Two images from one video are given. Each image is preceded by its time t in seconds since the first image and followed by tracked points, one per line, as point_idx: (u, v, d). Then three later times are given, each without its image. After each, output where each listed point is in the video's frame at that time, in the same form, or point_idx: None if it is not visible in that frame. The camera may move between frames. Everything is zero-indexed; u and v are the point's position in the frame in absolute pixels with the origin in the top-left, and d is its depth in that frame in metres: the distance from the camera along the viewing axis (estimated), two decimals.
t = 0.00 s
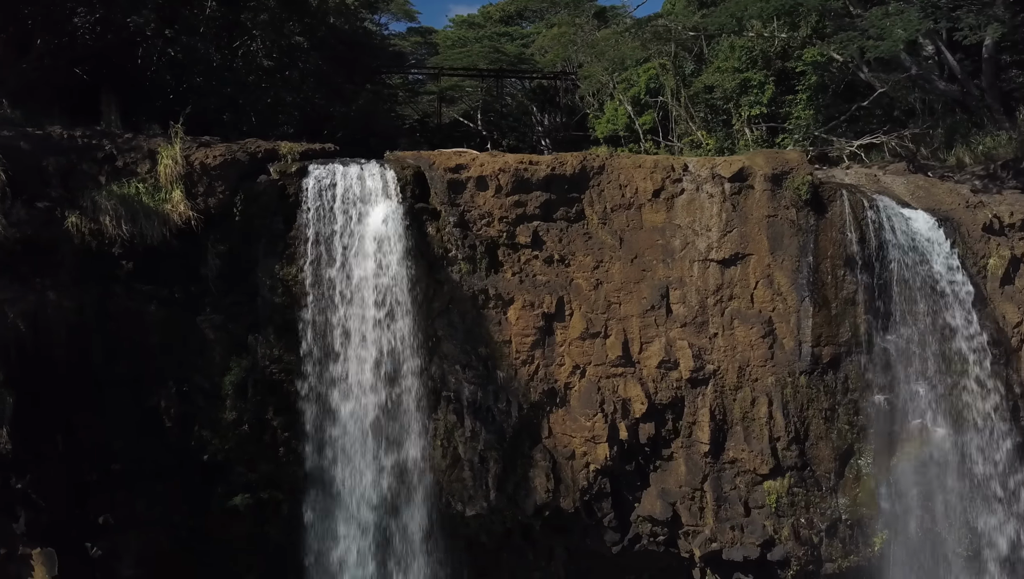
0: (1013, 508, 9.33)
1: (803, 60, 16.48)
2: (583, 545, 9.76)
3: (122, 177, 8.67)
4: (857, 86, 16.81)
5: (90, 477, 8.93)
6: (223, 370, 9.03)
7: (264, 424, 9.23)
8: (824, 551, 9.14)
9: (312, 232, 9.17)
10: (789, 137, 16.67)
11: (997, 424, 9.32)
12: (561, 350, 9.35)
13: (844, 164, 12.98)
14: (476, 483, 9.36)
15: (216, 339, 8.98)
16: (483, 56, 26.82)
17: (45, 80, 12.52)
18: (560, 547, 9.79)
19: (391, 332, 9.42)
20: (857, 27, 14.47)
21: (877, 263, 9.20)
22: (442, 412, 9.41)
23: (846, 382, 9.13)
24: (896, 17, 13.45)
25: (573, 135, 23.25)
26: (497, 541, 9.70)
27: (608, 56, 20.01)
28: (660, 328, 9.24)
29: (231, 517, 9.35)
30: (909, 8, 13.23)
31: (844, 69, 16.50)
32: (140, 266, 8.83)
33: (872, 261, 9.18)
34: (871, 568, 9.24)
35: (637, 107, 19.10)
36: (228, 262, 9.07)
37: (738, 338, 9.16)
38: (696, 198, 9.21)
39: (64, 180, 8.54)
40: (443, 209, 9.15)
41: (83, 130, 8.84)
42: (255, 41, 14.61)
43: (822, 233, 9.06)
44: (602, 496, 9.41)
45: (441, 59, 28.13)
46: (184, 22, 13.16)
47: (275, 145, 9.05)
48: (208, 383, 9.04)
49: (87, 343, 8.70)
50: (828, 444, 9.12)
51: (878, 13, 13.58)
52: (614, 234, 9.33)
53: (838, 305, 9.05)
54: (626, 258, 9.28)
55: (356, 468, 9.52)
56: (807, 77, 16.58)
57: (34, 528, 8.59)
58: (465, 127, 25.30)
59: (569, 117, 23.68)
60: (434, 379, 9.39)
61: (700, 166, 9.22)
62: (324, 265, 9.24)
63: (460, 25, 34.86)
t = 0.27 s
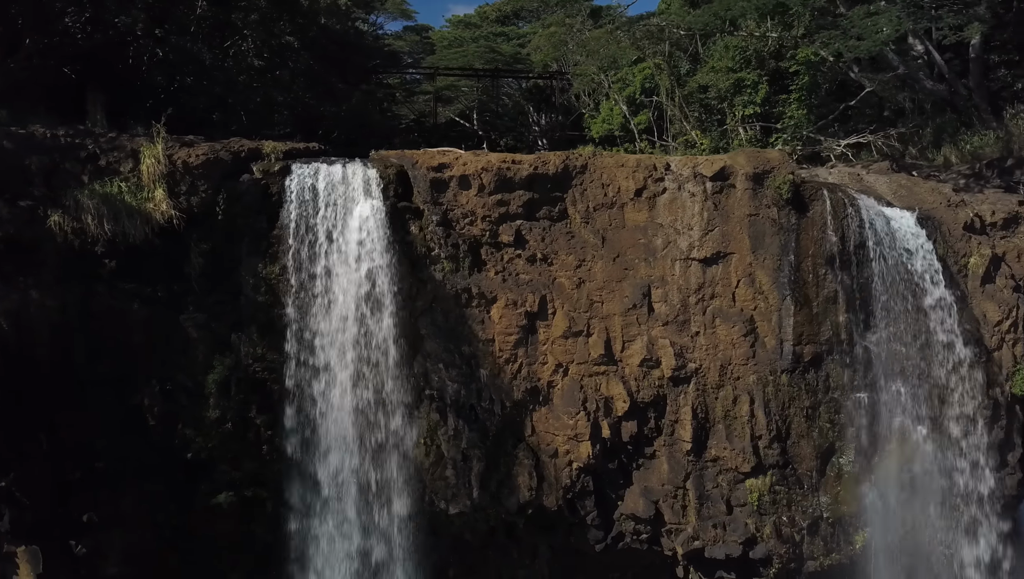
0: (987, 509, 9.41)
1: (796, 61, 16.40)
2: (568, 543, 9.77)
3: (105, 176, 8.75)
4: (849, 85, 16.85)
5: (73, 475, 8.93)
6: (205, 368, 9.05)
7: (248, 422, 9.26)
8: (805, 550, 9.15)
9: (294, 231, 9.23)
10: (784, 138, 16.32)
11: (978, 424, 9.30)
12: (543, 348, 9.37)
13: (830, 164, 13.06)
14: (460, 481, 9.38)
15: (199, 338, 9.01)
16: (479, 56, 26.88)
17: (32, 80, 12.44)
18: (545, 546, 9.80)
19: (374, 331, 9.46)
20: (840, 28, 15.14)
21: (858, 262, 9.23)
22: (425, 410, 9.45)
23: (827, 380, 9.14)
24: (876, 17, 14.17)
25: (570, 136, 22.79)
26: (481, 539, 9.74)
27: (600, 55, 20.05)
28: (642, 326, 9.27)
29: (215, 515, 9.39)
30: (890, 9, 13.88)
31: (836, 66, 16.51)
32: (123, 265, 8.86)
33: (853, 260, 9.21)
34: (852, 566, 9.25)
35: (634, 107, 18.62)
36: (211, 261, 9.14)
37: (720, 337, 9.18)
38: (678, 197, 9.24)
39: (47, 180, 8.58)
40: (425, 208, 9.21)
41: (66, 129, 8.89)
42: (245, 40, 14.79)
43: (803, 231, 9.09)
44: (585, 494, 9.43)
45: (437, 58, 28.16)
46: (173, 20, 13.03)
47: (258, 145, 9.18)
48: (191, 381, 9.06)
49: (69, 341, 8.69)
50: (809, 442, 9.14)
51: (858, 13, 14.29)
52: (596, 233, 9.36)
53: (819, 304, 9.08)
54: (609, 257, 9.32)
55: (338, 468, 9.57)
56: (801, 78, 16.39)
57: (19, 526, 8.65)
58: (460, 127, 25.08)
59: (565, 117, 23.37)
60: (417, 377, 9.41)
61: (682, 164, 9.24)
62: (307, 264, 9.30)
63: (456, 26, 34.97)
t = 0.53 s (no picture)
0: (966, 510, 9.38)
1: (790, 60, 16.43)
2: (550, 540, 9.80)
3: (86, 174, 8.85)
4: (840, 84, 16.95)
5: (55, 472, 8.99)
6: (187, 365, 9.09)
7: (230, 419, 9.29)
8: (786, 547, 9.12)
9: (275, 229, 9.25)
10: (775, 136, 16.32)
11: (957, 421, 9.34)
12: (526, 346, 9.39)
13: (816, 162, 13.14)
14: (441, 478, 9.39)
15: (180, 335, 9.06)
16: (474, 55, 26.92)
17: (18, 79, 12.19)
18: (528, 543, 9.83)
19: (355, 329, 9.50)
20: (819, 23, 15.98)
21: (838, 260, 9.27)
22: (407, 408, 9.47)
23: (807, 378, 9.16)
24: (857, 15, 14.84)
25: (565, 135, 22.41)
26: (464, 535, 9.78)
27: (590, 54, 20.21)
28: (623, 324, 9.29)
29: (198, 512, 9.42)
30: (870, 6, 14.67)
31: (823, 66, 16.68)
32: (105, 262, 8.90)
33: (832, 257, 9.24)
34: (832, 562, 9.28)
35: (628, 106, 18.61)
36: (193, 259, 9.15)
37: (700, 334, 9.21)
38: (658, 195, 9.26)
39: (27, 178, 8.62)
40: (407, 206, 9.19)
41: (48, 127, 8.96)
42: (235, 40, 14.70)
43: (783, 230, 9.10)
44: (567, 491, 9.43)
45: (432, 57, 28.18)
46: (163, 20, 13.25)
47: (240, 142, 9.21)
48: (173, 378, 9.10)
49: (51, 339, 8.74)
50: (789, 440, 9.13)
51: (842, 10, 14.92)
52: (578, 231, 9.38)
53: (799, 302, 9.10)
54: (590, 255, 9.34)
55: (319, 467, 9.59)
56: (795, 76, 16.42)
57: (2, 522, 8.66)
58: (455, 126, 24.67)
59: (561, 116, 23.12)
60: (399, 375, 9.45)
61: (663, 163, 9.26)
62: (288, 262, 9.33)
63: (452, 26, 35.07)
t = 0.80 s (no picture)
0: (948, 507, 9.45)
1: (785, 60, 16.48)
2: (537, 539, 9.78)
3: (71, 173, 8.91)
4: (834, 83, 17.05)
5: (41, 470, 9.01)
6: (172, 364, 9.17)
7: (215, 418, 9.34)
8: (771, 546, 9.14)
9: (259, 228, 9.28)
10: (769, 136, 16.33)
11: (941, 420, 9.35)
12: (511, 345, 9.34)
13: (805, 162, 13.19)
14: (427, 477, 9.41)
15: (166, 334, 9.15)
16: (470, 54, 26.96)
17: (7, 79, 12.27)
18: (515, 542, 9.82)
19: (340, 328, 9.52)
20: (806, 21, 15.92)
21: (822, 259, 9.30)
22: (393, 407, 9.49)
23: (792, 377, 9.18)
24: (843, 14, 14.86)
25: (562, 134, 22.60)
26: (450, 534, 9.78)
27: (584, 53, 20.21)
28: (608, 323, 9.29)
29: (186, 512, 9.45)
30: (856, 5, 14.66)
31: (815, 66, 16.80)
32: (90, 260, 8.99)
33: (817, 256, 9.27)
34: (817, 560, 9.30)
35: (624, 106, 18.37)
36: (179, 257, 9.25)
37: (685, 333, 9.20)
38: (643, 194, 9.28)
39: (12, 177, 8.70)
40: (392, 205, 9.18)
41: (34, 127, 9.03)
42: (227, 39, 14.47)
43: (768, 229, 9.12)
44: (553, 490, 9.40)
45: (428, 57, 28.17)
46: (155, 19, 13.45)
47: (225, 142, 9.20)
48: (159, 377, 9.17)
49: (36, 338, 8.79)
50: (774, 438, 9.14)
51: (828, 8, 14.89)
52: (564, 229, 9.38)
53: (784, 301, 9.11)
54: (575, 254, 9.35)
55: (304, 467, 9.60)
56: (790, 75, 16.49)
57: None
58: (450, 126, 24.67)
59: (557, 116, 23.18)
60: (384, 374, 9.46)
61: (648, 162, 9.28)
62: (273, 261, 9.34)
63: (450, 26, 35.10)
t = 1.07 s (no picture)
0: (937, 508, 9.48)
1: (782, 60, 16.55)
2: (529, 539, 9.79)
3: (64, 174, 8.97)
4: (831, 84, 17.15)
5: (33, 470, 8.95)
6: (164, 365, 9.21)
7: (207, 418, 9.37)
8: (762, 547, 9.15)
9: (252, 229, 9.38)
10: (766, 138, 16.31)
11: (930, 421, 9.39)
12: (503, 345, 9.34)
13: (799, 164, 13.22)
14: (419, 477, 9.42)
15: (158, 335, 9.21)
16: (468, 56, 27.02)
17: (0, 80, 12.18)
18: (507, 542, 9.87)
19: (331, 328, 9.57)
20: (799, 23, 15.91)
21: (813, 261, 9.33)
22: (385, 408, 9.50)
23: (783, 378, 9.20)
24: (835, 15, 14.42)
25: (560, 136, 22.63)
26: (442, 534, 9.76)
27: (581, 54, 20.25)
28: (599, 324, 9.31)
29: (179, 512, 9.48)
30: (847, 7, 14.24)
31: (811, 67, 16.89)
32: (82, 261, 9.02)
33: (807, 257, 9.30)
34: (808, 562, 9.32)
35: (621, 107, 18.31)
36: (171, 258, 9.32)
37: (676, 334, 9.21)
38: (635, 195, 9.29)
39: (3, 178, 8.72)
40: (384, 206, 9.19)
41: (26, 128, 9.06)
42: (222, 41, 14.50)
43: (759, 230, 9.15)
44: (544, 491, 9.39)
45: (426, 59, 28.18)
46: (150, 23, 13.08)
47: (218, 143, 9.30)
48: (151, 377, 9.22)
49: (27, 339, 8.73)
50: (765, 439, 9.13)
51: (818, 11, 14.51)
52: (555, 231, 9.41)
53: (775, 302, 9.14)
54: (567, 255, 9.37)
55: (295, 467, 9.65)
56: (787, 75, 16.61)
57: None
58: (447, 128, 24.92)
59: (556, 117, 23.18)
60: (376, 374, 9.47)
61: (639, 164, 9.30)
62: (264, 263, 9.47)
63: (448, 27, 35.18)
